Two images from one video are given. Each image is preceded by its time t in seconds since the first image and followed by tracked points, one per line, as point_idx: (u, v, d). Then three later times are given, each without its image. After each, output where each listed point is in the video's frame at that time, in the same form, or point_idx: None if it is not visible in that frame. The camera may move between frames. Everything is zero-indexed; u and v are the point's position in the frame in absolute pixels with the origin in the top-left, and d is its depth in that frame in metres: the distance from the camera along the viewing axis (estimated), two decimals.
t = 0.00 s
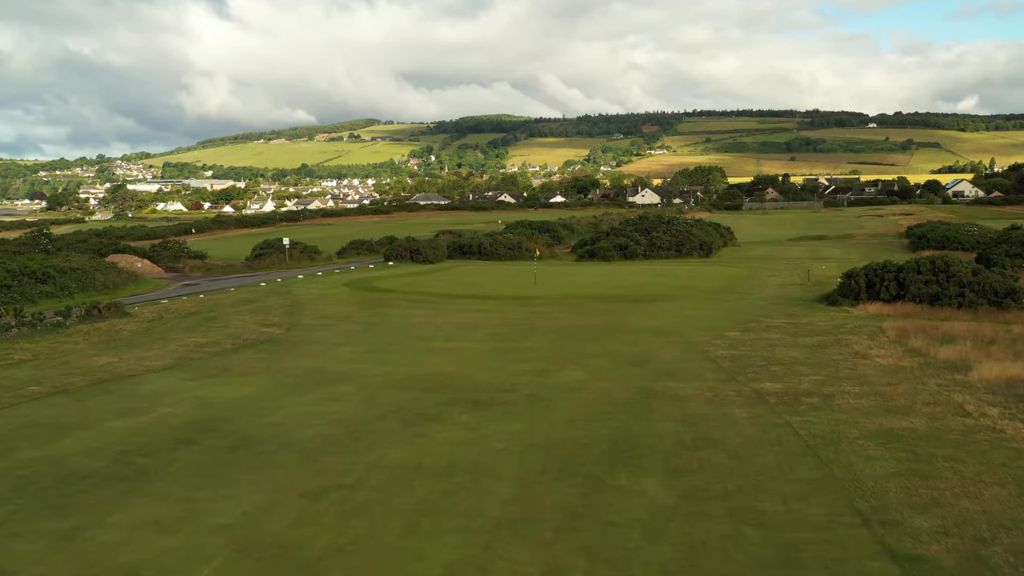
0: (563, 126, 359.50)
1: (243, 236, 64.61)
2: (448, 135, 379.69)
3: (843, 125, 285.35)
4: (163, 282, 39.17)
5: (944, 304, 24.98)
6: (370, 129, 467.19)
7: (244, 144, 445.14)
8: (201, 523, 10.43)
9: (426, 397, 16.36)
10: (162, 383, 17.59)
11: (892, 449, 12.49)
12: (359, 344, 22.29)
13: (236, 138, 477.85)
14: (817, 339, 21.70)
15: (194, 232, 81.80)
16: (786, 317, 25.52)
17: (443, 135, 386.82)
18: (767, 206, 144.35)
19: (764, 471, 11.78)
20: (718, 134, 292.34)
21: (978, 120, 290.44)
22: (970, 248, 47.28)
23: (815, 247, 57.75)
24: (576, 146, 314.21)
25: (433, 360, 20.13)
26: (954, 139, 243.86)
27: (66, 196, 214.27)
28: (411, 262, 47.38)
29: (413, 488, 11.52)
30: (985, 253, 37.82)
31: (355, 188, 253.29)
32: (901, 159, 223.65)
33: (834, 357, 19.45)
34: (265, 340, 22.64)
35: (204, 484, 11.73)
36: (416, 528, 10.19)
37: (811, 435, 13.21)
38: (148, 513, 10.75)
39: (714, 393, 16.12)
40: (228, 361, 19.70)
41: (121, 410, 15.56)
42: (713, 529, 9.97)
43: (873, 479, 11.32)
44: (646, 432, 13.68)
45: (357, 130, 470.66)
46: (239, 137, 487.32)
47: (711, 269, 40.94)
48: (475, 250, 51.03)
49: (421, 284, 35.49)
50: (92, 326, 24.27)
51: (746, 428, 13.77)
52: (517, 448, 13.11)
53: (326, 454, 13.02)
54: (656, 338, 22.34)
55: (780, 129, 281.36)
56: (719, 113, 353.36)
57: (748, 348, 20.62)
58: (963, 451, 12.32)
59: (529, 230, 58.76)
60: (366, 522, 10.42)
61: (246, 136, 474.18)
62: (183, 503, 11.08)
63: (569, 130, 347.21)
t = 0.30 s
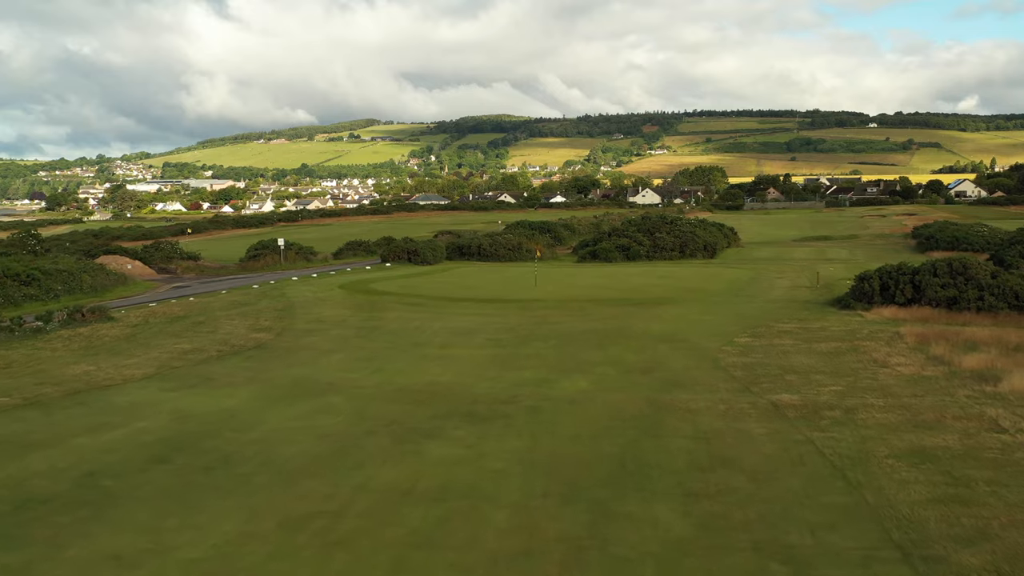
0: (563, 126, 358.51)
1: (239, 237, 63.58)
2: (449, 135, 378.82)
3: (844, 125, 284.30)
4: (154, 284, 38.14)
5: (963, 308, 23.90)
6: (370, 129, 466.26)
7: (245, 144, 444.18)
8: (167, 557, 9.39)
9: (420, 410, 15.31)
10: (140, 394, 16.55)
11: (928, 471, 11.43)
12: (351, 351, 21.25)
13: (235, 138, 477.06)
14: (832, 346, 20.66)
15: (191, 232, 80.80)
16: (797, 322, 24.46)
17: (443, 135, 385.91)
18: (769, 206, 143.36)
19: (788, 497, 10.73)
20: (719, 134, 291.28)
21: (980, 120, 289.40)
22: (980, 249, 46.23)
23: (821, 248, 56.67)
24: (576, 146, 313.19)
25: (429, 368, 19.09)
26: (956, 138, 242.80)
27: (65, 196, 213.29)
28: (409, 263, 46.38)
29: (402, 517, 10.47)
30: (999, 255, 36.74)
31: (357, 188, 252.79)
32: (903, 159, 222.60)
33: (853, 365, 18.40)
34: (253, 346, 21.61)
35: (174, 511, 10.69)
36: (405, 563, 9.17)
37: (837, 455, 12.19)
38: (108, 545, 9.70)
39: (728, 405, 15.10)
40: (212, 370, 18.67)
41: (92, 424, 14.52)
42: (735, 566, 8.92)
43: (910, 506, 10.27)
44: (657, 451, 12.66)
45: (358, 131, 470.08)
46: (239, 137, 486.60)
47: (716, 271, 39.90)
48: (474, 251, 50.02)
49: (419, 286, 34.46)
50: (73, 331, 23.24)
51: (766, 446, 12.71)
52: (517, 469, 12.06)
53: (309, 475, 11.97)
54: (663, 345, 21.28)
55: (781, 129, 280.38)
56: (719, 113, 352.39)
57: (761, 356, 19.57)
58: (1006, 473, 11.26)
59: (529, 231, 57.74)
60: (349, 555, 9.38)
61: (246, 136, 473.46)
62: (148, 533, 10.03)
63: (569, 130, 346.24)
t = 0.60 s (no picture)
0: (563, 126, 357.77)
1: (235, 238, 62.70)
2: (448, 135, 377.95)
3: (845, 125, 283.48)
4: (145, 286, 37.24)
5: (980, 312, 23.02)
6: (370, 129, 465.59)
7: (245, 144, 443.33)
8: None
9: (415, 423, 14.39)
10: (119, 405, 15.64)
11: (965, 494, 10.52)
12: (344, 357, 20.32)
13: (235, 138, 476.39)
14: (847, 352, 19.76)
15: (187, 233, 79.84)
16: (809, 326, 23.54)
17: (443, 135, 385.14)
18: (770, 206, 142.50)
19: (815, 524, 9.81)
20: (720, 134, 290.37)
21: (981, 121, 288.69)
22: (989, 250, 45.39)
23: (826, 249, 55.77)
24: (576, 146, 312.26)
25: (425, 376, 18.18)
26: (958, 138, 241.97)
27: (64, 196, 212.36)
28: (407, 264, 45.48)
29: (392, 546, 9.56)
30: (1010, 256, 35.86)
31: (357, 189, 251.85)
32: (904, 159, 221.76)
33: (871, 374, 17.48)
34: (242, 352, 20.71)
35: (144, 539, 9.77)
36: None
37: (864, 476, 11.29)
38: None
39: (743, 418, 14.18)
40: (197, 378, 17.76)
41: (65, 439, 13.60)
42: None
43: (950, 536, 9.34)
44: (669, 470, 11.74)
45: (357, 131, 469.37)
46: (239, 137, 486.16)
47: (721, 273, 39.00)
48: (474, 252, 49.15)
49: (417, 289, 33.56)
50: (55, 337, 22.32)
51: (787, 465, 11.79)
52: (518, 491, 11.14)
53: (293, 498, 11.05)
54: (669, 352, 20.38)
55: (781, 129, 279.52)
56: (720, 113, 351.55)
57: (773, 364, 18.68)
58: None
59: (530, 231, 56.83)
60: None
61: (246, 136, 472.80)
62: (113, 565, 9.13)
63: (569, 130, 345.38)
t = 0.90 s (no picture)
0: (564, 126, 356.80)
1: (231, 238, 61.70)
2: (449, 134, 377.06)
3: (847, 125, 282.43)
4: (135, 289, 36.17)
5: (1003, 318, 21.96)
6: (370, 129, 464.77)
7: (246, 144, 442.95)
8: None
9: (407, 442, 13.33)
10: (91, 421, 14.62)
11: (1015, 527, 9.47)
12: (336, 366, 19.25)
13: (235, 138, 475.65)
14: (866, 361, 18.72)
15: (184, 234, 78.86)
16: (824, 333, 22.46)
17: (443, 135, 384.25)
18: (772, 205, 141.46)
19: (851, 563, 8.77)
20: (720, 134, 289.29)
21: (983, 120, 287.62)
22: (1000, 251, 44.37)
23: (832, 250, 54.69)
24: (577, 146, 311.20)
25: (419, 388, 17.11)
26: (960, 138, 240.89)
27: (63, 195, 211.49)
28: (405, 266, 44.45)
29: None
30: None
31: (357, 189, 250.93)
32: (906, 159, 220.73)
33: (895, 385, 16.41)
34: (228, 361, 19.68)
35: None
36: None
37: (901, 505, 10.23)
38: None
39: (762, 436, 13.14)
40: (179, 390, 16.74)
41: (29, 459, 12.59)
42: None
43: None
44: (685, 498, 10.69)
45: (357, 131, 468.50)
46: (239, 137, 485.58)
47: (727, 275, 37.92)
48: (473, 254, 48.09)
49: (414, 291, 32.55)
50: (33, 344, 21.29)
51: (814, 492, 10.74)
52: (518, 521, 10.11)
53: (270, 530, 10.00)
54: (678, 361, 19.31)
55: (782, 129, 278.54)
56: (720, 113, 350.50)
57: (789, 374, 17.65)
58: None
59: (530, 232, 55.80)
60: None
61: (246, 135, 471.99)
62: None
63: (570, 130, 344.40)
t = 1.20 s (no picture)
0: (564, 125, 355.85)
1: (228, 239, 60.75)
2: (448, 134, 376.16)
3: (848, 125, 281.47)
4: (126, 292, 35.21)
5: None
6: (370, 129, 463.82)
7: (246, 143, 442.22)
8: None
9: (401, 460, 12.38)
10: (63, 435, 13.67)
11: None
12: (328, 374, 18.30)
13: (235, 138, 474.88)
14: (886, 369, 17.76)
15: (180, 234, 77.88)
16: (838, 338, 21.48)
17: (443, 135, 383.26)
18: (774, 205, 140.54)
19: None
20: (721, 134, 288.23)
21: (984, 120, 286.70)
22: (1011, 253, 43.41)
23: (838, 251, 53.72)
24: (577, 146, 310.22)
25: (414, 399, 16.16)
26: (962, 138, 239.92)
27: (61, 195, 210.46)
28: (403, 267, 43.46)
29: None
30: None
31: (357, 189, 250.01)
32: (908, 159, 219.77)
33: (919, 396, 15.44)
34: (215, 369, 18.73)
35: None
36: None
37: (942, 536, 9.27)
38: None
39: (782, 455, 12.18)
40: (159, 401, 15.78)
41: None
42: None
43: None
44: (703, 527, 9.74)
45: (357, 131, 467.62)
46: (239, 137, 484.83)
47: (733, 277, 36.94)
48: (473, 255, 47.13)
49: (412, 294, 31.60)
50: (10, 350, 20.32)
51: (845, 521, 9.77)
52: (521, 554, 9.15)
53: (248, 563, 9.08)
54: (688, 369, 18.35)
55: (782, 129, 277.60)
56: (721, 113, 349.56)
57: (806, 384, 16.69)
58: None
59: (531, 232, 54.83)
60: None
61: (246, 135, 471.13)
62: None
63: (570, 130, 343.46)
